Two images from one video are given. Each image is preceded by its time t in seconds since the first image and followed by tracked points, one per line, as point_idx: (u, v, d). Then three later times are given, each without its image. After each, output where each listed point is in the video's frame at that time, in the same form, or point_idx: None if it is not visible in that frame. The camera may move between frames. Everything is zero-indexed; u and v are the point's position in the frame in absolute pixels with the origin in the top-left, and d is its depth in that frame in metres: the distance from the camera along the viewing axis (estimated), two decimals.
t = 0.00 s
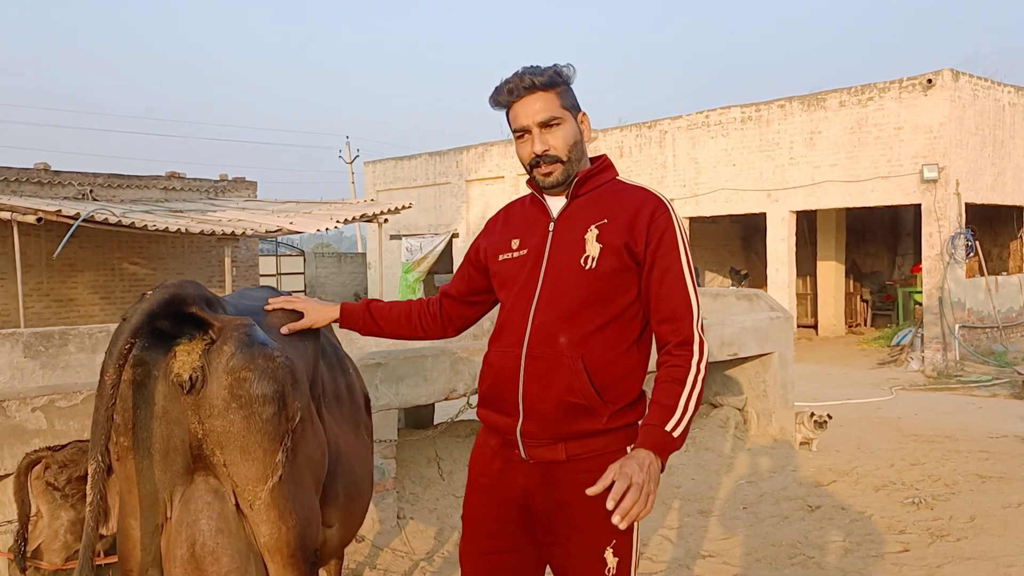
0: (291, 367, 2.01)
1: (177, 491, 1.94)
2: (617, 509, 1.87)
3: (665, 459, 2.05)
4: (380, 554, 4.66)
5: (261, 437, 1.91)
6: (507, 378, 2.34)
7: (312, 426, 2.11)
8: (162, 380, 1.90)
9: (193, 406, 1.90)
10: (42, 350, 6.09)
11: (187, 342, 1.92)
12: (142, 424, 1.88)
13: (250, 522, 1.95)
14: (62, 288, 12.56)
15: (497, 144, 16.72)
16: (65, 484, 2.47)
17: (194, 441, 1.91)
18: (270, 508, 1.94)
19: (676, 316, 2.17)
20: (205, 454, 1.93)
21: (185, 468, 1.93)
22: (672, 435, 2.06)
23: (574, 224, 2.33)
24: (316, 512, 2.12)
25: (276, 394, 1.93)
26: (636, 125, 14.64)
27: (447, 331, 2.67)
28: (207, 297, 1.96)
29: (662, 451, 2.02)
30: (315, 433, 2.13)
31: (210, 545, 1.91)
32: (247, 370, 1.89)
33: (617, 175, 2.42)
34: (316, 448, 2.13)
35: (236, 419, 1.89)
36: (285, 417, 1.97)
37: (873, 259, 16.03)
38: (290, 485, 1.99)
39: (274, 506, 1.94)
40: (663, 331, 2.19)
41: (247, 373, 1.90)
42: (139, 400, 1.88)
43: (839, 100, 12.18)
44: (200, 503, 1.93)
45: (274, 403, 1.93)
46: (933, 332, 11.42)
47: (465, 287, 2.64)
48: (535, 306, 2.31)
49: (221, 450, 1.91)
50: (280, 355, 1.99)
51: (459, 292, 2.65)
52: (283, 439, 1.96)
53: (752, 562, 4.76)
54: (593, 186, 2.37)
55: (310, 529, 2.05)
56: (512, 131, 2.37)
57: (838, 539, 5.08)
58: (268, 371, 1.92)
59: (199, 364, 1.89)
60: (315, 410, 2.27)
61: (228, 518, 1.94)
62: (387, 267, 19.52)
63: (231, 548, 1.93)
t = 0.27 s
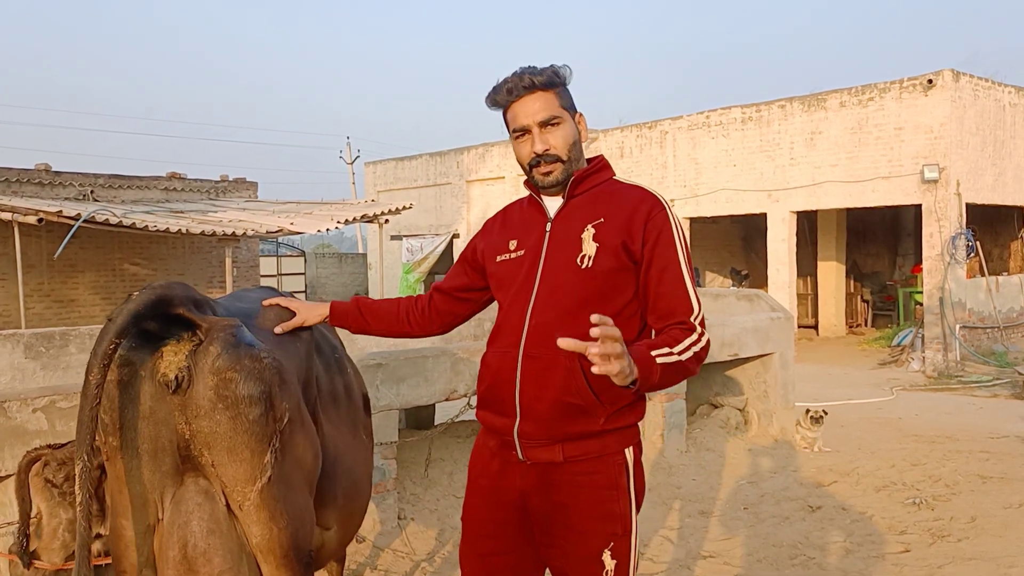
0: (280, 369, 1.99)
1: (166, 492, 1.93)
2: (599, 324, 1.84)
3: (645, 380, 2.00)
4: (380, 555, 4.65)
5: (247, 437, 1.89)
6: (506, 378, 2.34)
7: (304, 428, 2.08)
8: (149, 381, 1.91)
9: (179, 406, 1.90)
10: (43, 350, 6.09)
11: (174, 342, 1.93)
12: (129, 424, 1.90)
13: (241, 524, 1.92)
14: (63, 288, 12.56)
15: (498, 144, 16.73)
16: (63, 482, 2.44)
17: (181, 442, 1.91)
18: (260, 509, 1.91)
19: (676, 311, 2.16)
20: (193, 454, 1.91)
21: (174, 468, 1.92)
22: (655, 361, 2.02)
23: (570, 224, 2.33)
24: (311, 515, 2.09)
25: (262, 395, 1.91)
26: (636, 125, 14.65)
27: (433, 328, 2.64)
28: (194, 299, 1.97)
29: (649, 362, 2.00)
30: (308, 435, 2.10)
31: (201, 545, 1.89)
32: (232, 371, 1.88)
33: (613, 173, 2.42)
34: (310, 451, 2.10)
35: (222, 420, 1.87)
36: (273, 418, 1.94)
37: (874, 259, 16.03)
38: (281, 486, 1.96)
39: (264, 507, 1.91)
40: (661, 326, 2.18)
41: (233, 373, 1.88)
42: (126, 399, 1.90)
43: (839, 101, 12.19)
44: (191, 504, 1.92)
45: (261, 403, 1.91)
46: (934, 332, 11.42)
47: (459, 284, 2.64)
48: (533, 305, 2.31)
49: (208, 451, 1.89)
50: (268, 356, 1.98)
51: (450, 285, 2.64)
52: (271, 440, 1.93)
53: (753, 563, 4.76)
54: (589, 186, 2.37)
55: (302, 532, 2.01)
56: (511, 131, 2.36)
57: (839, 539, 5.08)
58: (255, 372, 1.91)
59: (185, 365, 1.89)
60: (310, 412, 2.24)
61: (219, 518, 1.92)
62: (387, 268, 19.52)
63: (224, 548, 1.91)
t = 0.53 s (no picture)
0: (275, 387, 1.99)
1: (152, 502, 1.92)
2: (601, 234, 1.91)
3: (633, 333, 1.98)
4: (382, 556, 4.65)
5: (236, 452, 1.89)
6: (504, 380, 2.34)
7: (299, 443, 2.08)
8: (139, 390, 1.90)
9: (168, 417, 1.89)
10: (44, 351, 6.10)
11: (168, 353, 1.93)
12: (115, 431, 1.89)
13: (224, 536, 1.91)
14: (64, 289, 12.57)
15: (499, 145, 16.73)
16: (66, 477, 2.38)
17: (168, 453, 1.89)
18: (249, 518, 1.93)
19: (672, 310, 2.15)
20: (179, 465, 1.90)
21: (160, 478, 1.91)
22: (647, 318, 2.00)
23: (568, 225, 2.33)
24: (302, 526, 2.09)
25: (254, 412, 1.91)
26: (637, 126, 14.65)
27: (435, 333, 2.65)
28: (190, 311, 1.95)
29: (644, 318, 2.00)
30: (303, 450, 2.10)
31: (191, 554, 1.84)
32: (224, 387, 1.87)
33: (611, 176, 2.42)
34: (304, 466, 2.10)
35: (211, 434, 1.87)
36: (265, 434, 1.94)
37: (875, 260, 16.02)
38: (270, 501, 1.96)
39: (250, 517, 1.93)
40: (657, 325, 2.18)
41: (225, 390, 1.87)
42: (113, 406, 1.89)
43: (840, 102, 12.19)
44: (176, 515, 1.88)
45: (251, 420, 1.91)
46: (935, 333, 11.42)
47: (458, 286, 2.64)
48: (530, 307, 2.32)
49: (196, 462, 1.89)
50: (261, 372, 1.97)
51: (450, 289, 2.64)
52: (261, 455, 1.94)
53: (754, 564, 4.76)
54: (586, 188, 2.37)
55: (290, 544, 2.02)
56: (512, 131, 2.36)
57: (840, 541, 5.08)
58: (247, 389, 1.90)
59: (177, 377, 1.88)
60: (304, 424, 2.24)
61: (206, 527, 1.89)
62: (388, 269, 19.53)
63: (215, 555, 1.86)
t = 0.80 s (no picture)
0: (289, 381, 1.97)
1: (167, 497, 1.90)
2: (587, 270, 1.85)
3: (625, 354, 1.99)
4: (382, 557, 4.65)
5: (253, 444, 1.86)
6: (502, 381, 2.34)
7: (309, 441, 2.07)
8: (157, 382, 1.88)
9: (186, 408, 1.87)
10: (46, 352, 6.10)
11: (186, 345, 1.91)
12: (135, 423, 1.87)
13: (234, 532, 1.87)
14: (65, 290, 12.58)
15: (500, 146, 16.74)
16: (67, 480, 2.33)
17: (186, 445, 1.87)
18: (259, 515, 1.87)
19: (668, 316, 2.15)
20: (195, 458, 1.87)
21: (176, 472, 1.89)
22: (639, 338, 2.01)
23: (567, 227, 2.33)
24: (309, 528, 2.05)
25: (270, 404, 1.89)
26: (638, 127, 14.65)
27: (450, 338, 2.67)
28: (211, 304, 1.95)
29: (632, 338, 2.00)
30: (312, 449, 2.08)
31: (195, 553, 1.83)
32: (242, 377, 1.86)
33: (612, 178, 2.42)
34: (313, 466, 2.08)
35: (228, 425, 1.85)
36: (279, 428, 1.92)
37: (876, 261, 16.01)
38: (282, 497, 1.93)
39: (263, 513, 1.88)
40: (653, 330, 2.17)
41: (242, 379, 1.86)
42: (133, 398, 1.87)
43: (842, 103, 12.18)
44: (188, 511, 1.86)
45: (268, 412, 1.89)
46: (936, 335, 11.41)
47: (467, 291, 2.64)
48: (529, 308, 2.32)
49: (211, 455, 1.86)
50: (277, 367, 1.97)
51: (459, 294, 2.65)
52: (275, 449, 1.91)
53: (755, 566, 4.75)
54: (586, 190, 2.36)
55: (298, 545, 1.98)
56: (515, 128, 2.36)
57: (841, 542, 5.08)
58: (264, 380, 1.89)
59: (195, 367, 1.87)
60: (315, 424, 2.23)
61: (214, 526, 1.86)
62: (389, 270, 19.53)
63: (217, 558, 1.83)
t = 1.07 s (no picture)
0: (308, 378, 1.95)
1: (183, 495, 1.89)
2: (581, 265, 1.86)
3: (622, 351, 1.99)
4: (382, 558, 4.65)
5: (271, 443, 1.85)
6: (505, 382, 2.35)
7: (322, 438, 2.05)
8: (179, 381, 1.85)
9: (207, 407, 1.85)
10: (46, 353, 6.10)
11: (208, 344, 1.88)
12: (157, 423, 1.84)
13: (248, 531, 1.86)
14: (66, 290, 12.58)
15: (501, 147, 16.74)
16: (70, 483, 2.28)
17: (205, 443, 1.86)
18: (274, 516, 1.86)
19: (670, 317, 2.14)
20: (214, 457, 1.87)
21: (194, 471, 1.88)
22: (637, 335, 2.01)
23: (572, 229, 2.34)
24: (320, 527, 2.04)
25: (290, 401, 1.87)
26: (639, 128, 14.66)
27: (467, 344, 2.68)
28: (231, 301, 1.93)
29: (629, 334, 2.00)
30: (324, 447, 2.07)
31: (204, 556, 1.85)
32: (263, 374, 1.84)
33: (618, 180, 2.42)
34: (324, 463, 2.07)
35: (248, 423, 1.83)
36: (298, 427, 1.90)
37: (876, 263, 16.01)
38: (298, 496, 1.92)
39: (278, 514, 1.86)
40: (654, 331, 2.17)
41: (263, 377, 1.84)
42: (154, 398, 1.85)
43: (842, 104, 12.19)
44: (201, 511, 1.88)
45: (287, 410, 1.86)
46: (936, 337, 11.40)
47: (480, 296, 2.65)
48: (532, 309, 2.32)
49: (230, 454, 1.85)
50: (298, 364, 1.94)
51: (473, 300, 2.66)
52: (293, 447, 1.89)
53: (755, 567, 4.75)
54: (592, 192, 2.37)
55: (311, 545, 1.97)
56: (518, 133, 2.36)
57: (841, 544, 5.08)
58: (284, 377, 1.87)
59: (216, 365, 1.85)
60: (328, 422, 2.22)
61: (226, 527, 1.87)
62: (390, 271, 19.53)
63: (226, 561, 1.86)
